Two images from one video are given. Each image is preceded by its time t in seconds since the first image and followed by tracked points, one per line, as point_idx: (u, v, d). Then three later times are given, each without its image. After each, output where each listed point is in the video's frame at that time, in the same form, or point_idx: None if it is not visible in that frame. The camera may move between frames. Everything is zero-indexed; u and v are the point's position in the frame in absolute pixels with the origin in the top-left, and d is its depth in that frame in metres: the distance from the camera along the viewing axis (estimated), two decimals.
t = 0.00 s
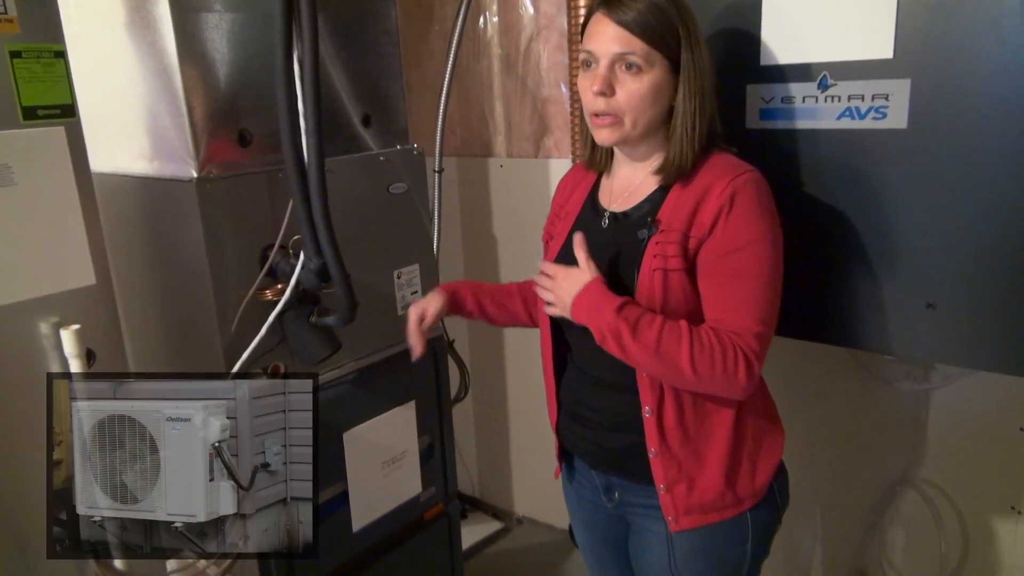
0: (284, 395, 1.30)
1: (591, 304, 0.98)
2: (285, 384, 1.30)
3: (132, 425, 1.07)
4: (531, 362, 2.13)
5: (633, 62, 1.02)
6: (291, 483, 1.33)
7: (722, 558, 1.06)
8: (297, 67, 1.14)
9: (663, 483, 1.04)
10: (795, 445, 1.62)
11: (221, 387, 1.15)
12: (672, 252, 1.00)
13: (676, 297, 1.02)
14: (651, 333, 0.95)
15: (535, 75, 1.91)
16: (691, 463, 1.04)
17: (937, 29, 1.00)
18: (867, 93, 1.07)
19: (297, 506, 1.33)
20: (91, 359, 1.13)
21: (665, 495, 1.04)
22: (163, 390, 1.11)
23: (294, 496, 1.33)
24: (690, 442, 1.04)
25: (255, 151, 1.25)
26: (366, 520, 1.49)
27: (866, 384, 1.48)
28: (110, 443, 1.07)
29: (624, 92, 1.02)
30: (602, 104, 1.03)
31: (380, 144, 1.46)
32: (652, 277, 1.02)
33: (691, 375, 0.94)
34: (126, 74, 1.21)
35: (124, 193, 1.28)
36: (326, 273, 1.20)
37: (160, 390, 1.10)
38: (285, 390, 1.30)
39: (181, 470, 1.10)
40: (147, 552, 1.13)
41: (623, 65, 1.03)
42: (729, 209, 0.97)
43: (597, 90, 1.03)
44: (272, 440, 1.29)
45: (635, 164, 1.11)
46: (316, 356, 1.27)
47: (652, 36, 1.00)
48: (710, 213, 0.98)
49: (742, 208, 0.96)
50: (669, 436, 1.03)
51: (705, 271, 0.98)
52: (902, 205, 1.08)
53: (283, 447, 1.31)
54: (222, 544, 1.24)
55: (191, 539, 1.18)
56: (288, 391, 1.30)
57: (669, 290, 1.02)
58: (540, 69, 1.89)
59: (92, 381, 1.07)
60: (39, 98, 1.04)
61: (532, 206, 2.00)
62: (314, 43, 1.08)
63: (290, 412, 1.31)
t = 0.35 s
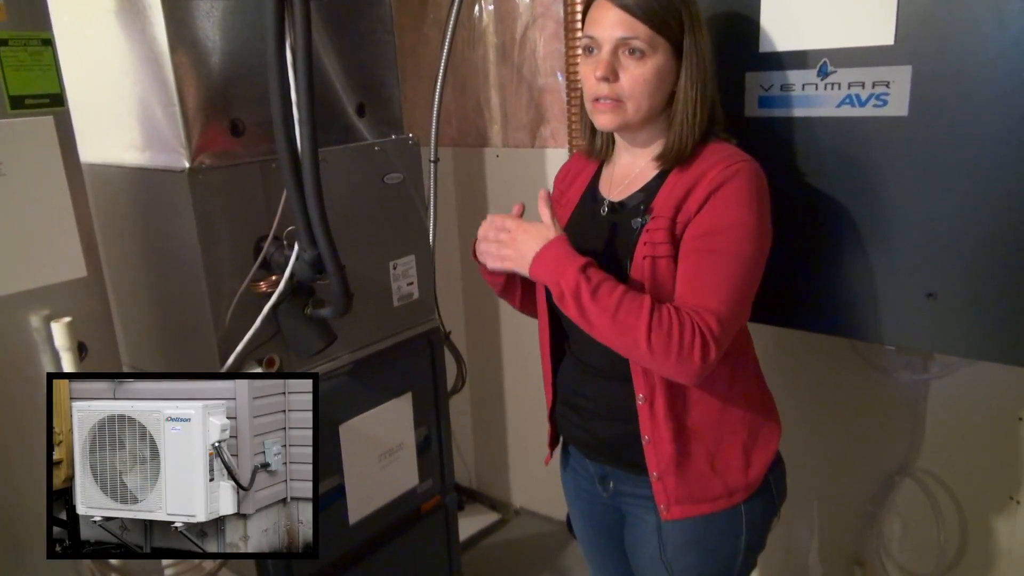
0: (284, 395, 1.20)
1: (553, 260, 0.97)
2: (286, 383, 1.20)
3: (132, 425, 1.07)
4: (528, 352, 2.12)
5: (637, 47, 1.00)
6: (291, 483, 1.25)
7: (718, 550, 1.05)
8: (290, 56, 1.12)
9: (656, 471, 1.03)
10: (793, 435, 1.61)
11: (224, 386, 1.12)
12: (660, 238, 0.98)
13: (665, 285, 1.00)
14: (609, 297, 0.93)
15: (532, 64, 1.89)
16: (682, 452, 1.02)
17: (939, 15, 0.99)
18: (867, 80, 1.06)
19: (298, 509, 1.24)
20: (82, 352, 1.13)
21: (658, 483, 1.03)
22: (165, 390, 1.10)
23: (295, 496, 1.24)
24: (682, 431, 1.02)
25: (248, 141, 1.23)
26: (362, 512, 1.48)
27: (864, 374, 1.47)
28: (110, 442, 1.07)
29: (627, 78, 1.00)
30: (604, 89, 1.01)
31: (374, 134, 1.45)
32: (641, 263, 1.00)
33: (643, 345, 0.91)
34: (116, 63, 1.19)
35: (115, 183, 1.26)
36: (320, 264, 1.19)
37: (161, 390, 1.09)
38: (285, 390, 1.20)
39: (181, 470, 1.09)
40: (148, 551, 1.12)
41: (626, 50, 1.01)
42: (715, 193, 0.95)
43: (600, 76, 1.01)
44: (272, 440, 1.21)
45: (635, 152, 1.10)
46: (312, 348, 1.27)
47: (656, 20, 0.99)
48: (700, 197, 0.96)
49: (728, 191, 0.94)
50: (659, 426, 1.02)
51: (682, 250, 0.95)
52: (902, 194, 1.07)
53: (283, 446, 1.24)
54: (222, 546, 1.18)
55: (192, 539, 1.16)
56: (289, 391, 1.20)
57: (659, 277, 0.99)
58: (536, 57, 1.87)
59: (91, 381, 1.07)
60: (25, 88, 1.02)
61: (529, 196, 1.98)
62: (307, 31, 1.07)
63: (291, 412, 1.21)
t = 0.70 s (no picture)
0: (285, 394, 1.19)
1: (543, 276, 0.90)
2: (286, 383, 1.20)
3: (132, 425, 1.07)
4: (527, 345, 2.11)
5: (641, 34, 0.99)
6: (291, 483, 1.24)
7: (717, 544, 1.05)
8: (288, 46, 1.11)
9: (657, 469, 1.02)
10: (794, 427, 1.61)
11: (224, 386, 1.12)
12: (660, 233, 0.97)
13: (664, 280, 0.99)
14: (605, 302, 0.89)
15: (531, 55, 1.87)
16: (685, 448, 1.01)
17: (945, 6, 0.98)
18: (871, 71, 1.05)
19: (298, 509, 1.23)
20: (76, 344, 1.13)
21: (660, 481, 1.02)
22: (165, 391, 1.10)
23: (294, 495, 1.23)
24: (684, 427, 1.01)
25: (245, 131, 1.22)
26: (361, 505, 1.47)
27: (865, 368, 1.47)
28: (110, 443, 1.06)
29: (631, 66, 0.99)
30: (609, 77, 1.00)
31: (373, 124, 1.44)
32: (641, 259, 0.99)
33: (644, 341, 0.88)
34: (112, 52, 1.18)
35: (111, 174, 1.25)
36: (318, 256, 1.18)
37: (160, 391, 1.10)
38: (285, 390, 1.20)
39: (181, 471, 1.08)
40: (148, 551, 1.13)
41: (630, 37, 1.00)
42: (716, 185, 0.94)
43: (603, 63, 0.99)
44: (272, 440, 1.20)
45: (637, 144, 1.09)
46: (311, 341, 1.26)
47: (661, 7, 0.97)
48: (699, 189, 0.95)
49: (730, 183, 0.93)
50: (659, 423, 1.01)
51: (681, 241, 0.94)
52: (905, 186, 1.07)
53: (283, 446, 1.22)
54: (222, 546, 1.18)
55: (192, 539, 1.16)
56: (288, 391, 1.19)
57: (659, 271, 0.98)
58: (536, 48, 1.86)
59: (91, 380, 1.08)
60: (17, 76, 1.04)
61: (528, 188, 1.97)
62: (305, 19, 1.05)
63: (291, 412, 1.21)
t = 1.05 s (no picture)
0: (283, 395, 1.19)
1: (557, 227, 0.95)
2: (286, 383, 1.19)
3: (131, 425, 1.06)
4: (524, 340, 2.11)
5: (634, 28, 0.98)
6: (291, 483, 1.24)
7: (710, 539, 1.05)
8: (280, 40, 1.11)
9: (649, 461, 1.02)
10: (790, 422, 1.61)
11: (224, 386, 1.11)
12: (652, 224, 0.98)
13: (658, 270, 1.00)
14: (599, 275, 0.91)
15: (527, 49, 1.87)
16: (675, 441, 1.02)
17: None
18: (866, 64, 1.05)
19: (298, 509, 1.23)
20: (70, 342, 1.11)
21: (651, 473, 1.02)
22: (165, 390, 1.09)
23: (294, 496, 1.23)
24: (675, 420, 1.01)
25: (238, 126, 1.22)
26: (356, 501, 1.47)
27: (860, 362, 1.47)
28: (110, 443, 1.05)
29: (625, 60, 0.99)
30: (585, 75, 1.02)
31: (367, 119, 1.43)
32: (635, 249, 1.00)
33: (627, 322, 0.89)
34: (103, 47, 1.17)
35: (104, 169, 1.24)
36: (312, 251, 1.18)
37: (162, 390, 1.08)
38: (285, 390, 1.19)
39: (181, 471, 1.08)
40: (147, 552, 1.11)
41: (623, 31, 0.99)
42: (708, 177, 0.94)
43: (597, 57, 0.99)
44: (272, 440, 1.20)
45: (631, 138, 1.09)
46: (305, 336, 1.25)
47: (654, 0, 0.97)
48: (688, 181, 0.95)
49: (722, 175, 0.93)
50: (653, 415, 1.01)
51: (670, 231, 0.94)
52: (898, 180, 1.06)
53: (283, 446, 1.23)
54: (222, 546, 1.16)
55: (192, 539, 1.14)
56: (289, 391, 1.19)
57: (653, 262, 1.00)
58: (532, 42, 1.85)
59: (91, 381, 1.06)
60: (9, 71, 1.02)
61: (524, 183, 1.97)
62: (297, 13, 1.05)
63: (290, 412, 1.21)
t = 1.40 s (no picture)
0: (283, 394, 1.19)
1: (529, 348, 0.90)
2: (286, 383, 1.19)
3: (131, 426, 1.06)
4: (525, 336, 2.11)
5: (640, 12, 0.98)
6: (291, 483, 1.23)
7: (712, 535, 1.04)
8: (280, 36, 1.10)
9: (648, 460, 1.02)
10: (791, 417, 1.61)
11: (224, 386, 1.10)
12: (655, 226, 0.96)
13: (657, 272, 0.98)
14: (590, 357, 0.90)
15: (527, 44, 1.86)
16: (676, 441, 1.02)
17: None
18: (867, 58, 1.04)
19: (298, 509, 1.23)
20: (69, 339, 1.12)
21: (651, 473, 1.02)
22: (164, 390, 1.09)
23: (294, 495, 1.22)
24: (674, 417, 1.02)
25: (238, 122, 1.21)
26: (357, 497, 1.47)
27: (861, 357, 1.47)
28: (110, 443, 1.06)
29: (631, 44, 0.98)
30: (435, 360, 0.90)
31: (367, 115, 1.43)
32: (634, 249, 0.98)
33: (637, 373, 0.90)
34: (102, 42, 1.17)
35: (103, 166, 1.24)
36: (312, 247, 1.18)
37: (161, 390, 1.08)
38: (285, 390, 1.19)
39: (181, 471, 1.08)
40: (148, 552, 1.12)
41: (629, 16, 0.99)
42: (711, 177, 0.93)
43: (604, 41, 0.98)
44: (272, 440, 1.19)
45: (633, 132, 1.08)
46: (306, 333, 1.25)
47: None
48: (694, 182, 0.94)
49: (726, 175, 0.92)
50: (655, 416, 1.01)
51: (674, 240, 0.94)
52: (900, 174, 1.06)
53: (283, 446, 1.21)
54: (222, 546, 1.15)
55: (192, 539, 1.14)
56: (289, 391, 1.19)
57: (652, 264, 0.98)
58: (532, 37, 1.85)
59: (91, 381, 1.07)
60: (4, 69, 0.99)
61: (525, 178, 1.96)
62: (296, 8, 1.04)
63: (290, 412, 1.20)
